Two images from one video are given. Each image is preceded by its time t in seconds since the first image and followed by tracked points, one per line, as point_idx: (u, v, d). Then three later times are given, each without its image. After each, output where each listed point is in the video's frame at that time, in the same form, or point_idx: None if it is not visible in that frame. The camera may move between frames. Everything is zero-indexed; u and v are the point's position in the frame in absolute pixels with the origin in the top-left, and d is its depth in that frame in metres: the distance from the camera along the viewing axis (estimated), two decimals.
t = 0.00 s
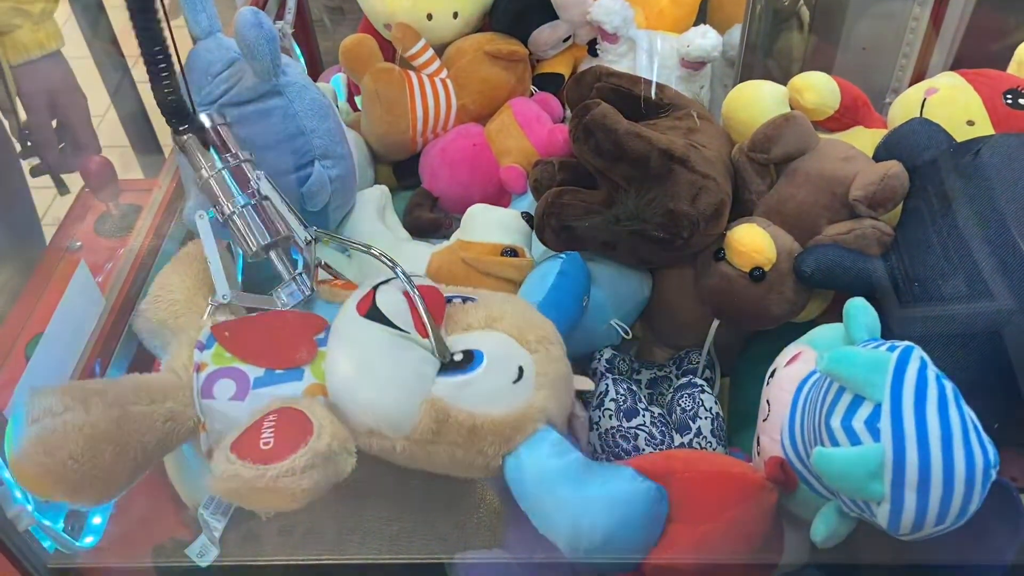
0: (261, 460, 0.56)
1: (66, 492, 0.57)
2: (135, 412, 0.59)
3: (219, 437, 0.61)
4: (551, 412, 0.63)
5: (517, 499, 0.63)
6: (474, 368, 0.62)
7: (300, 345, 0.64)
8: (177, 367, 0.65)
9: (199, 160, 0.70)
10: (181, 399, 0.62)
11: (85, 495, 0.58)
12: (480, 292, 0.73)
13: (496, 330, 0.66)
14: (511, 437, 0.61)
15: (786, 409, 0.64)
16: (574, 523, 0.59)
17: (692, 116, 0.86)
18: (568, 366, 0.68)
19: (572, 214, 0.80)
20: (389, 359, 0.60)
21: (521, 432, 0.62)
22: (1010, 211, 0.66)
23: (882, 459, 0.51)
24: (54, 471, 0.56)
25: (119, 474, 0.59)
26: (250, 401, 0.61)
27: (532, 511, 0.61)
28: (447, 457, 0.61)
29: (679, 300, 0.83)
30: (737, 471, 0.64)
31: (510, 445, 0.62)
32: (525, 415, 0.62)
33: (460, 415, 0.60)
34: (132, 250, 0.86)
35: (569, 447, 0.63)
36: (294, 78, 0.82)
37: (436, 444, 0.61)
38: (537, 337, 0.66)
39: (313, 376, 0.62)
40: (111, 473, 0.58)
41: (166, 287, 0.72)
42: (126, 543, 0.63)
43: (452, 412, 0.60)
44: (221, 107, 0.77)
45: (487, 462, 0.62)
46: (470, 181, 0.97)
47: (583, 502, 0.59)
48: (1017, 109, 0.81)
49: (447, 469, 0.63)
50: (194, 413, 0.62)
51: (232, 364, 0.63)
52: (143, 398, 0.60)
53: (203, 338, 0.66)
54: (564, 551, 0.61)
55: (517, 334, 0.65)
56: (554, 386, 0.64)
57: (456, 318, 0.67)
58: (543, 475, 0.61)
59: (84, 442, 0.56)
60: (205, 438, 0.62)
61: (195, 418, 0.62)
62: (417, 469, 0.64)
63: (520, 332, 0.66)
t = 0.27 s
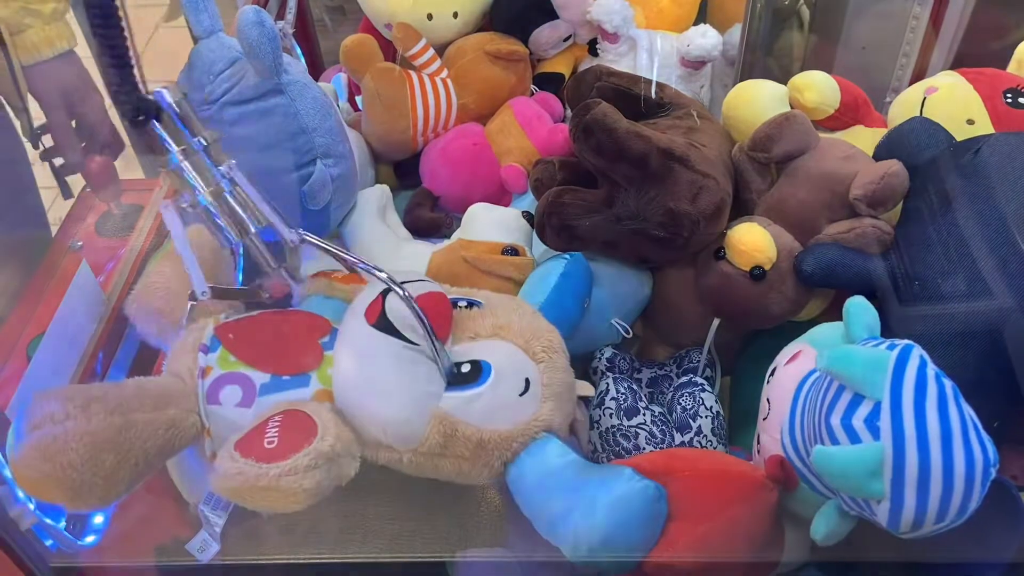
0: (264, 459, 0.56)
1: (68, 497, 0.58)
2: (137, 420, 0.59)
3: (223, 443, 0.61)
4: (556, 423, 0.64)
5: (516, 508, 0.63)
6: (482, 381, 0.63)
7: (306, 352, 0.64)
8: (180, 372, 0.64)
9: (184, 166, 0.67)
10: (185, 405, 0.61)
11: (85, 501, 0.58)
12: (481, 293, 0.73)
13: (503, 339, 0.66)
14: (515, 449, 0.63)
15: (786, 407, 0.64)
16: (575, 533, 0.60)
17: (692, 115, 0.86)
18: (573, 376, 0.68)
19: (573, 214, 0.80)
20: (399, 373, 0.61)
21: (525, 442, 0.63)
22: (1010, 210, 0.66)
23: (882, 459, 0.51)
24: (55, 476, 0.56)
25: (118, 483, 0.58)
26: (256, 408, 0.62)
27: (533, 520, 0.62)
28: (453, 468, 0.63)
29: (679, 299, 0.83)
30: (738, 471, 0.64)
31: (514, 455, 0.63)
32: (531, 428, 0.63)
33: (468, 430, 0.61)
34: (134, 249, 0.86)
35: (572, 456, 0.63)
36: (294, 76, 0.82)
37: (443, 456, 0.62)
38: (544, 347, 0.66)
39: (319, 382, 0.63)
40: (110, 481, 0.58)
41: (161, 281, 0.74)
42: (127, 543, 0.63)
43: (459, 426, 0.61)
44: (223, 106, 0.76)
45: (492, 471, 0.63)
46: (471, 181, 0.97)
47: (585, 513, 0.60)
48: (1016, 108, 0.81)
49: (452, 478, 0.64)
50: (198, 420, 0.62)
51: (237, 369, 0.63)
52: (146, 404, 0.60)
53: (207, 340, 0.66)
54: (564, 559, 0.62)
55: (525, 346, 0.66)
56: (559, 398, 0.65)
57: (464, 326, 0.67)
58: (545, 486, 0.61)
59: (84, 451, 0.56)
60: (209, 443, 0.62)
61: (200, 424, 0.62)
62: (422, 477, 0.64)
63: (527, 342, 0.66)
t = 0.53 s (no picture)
0: (260, 461, 0.57)
1: (63, 500, 0.58)
2: (133, 422, 0.59)
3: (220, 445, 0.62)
4: (552, 423, 0.65)
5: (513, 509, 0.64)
6: (478, 382, 0.63)
7: (300, 355, 0.65)
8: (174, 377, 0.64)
9: (157, 161, 0.65)
10: (181, 408, 0.62)
11: (79, 504, 0.58)
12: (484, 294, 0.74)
13: (499, 340, 0.66)
14: (512, 449, 0.63)
15: (782, 409, 0.64)
16: (573, 537, 0.60)
17: (689, 117, 0.86)
18: (568, 375, 0.69)
19: (570, 216, 0.81)
20: (396, 376, 0.61)
21: (522, 444, 0.63)
22: (1006, 212, 0.66)
23: (877, 461, 0.51)
24: (50, 479, 0.56)
25: (113, 485, 0.59)
26: (253, 410, 0.63)
27: (530, 521, 0.62)
28: (450, 470, 0.63)
29: (677, 301, 0.83)
30: (734, 473, 0.64)
31: (509, 456, 0.63)
32: (527, 429, 0.64)
33: (464, 431, 0.62)
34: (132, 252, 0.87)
35: (568, 457, 0.64)
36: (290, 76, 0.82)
37: (439, 458, 0.62)
38: (539, 347, 0.66)
39: (314, 385, 0.64)
40: (106, 483, 0.58)
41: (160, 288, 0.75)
42: (124, 546, 0.63)
43: (455, 428, 0.62)
44: (221, 108, 0.77)
45: (489, 473, 0.63)
46: (469, 183, 0.97)
47: (582, 515, 0.60)
48: (1013, 110, 0.81)
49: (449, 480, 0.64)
50: (193, 424, 0.62)
51: (233, 373, 0.64)
52: (142, 406, 0.60)
53: (202, 343, 0.67)
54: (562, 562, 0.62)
55: (521, 347, 0.66)
56: (555, 398, 0.66)
57: (459, 326, 0.67)
58: (541, 488, 0.62)
59: (79, 454, 0.56)
60: (205, 446, 0.63)
61: (195, 429, 0.63)
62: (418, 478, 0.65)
63: (522, 342, 0.66)
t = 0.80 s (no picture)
0: (258, 463, 0.56)
1: (62, 499, 0.57)
2: (131, 419, 0.59)
3: (215, 441, 0.61)
4: (545, 405, 0.64)
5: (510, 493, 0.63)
6: (467, 362, 0.63)
7: (293, 347, 0.64)
8: (169, 370, 0.64)
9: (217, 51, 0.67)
10: (176, 403, 0.61)
11: (79, 503, 0.58)
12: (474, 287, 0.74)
13: (488, 323, 0.66)
14: (506, 431, 0.62)
15: (782, 413, 0.64)
16: (568, 518, 0.59)
17: (689, 121, 0.86)
18: (561, 357, 0.68)
19: (569, 219, 0.81)
20: (383, 356, 0.61)
21: (514, 426, 0.62)
22: (1006, 215, 0.66)
23: (878, 464, 0.51)
24: (49, 477, 0.56)
25: (114, 481, 0.59)
26: (246, 405, 0.61)
27: (527, 507, 0.61)
28: (443, 453, 0.62)
29: (677, 304, 0.83)
30: (735, 475, 0.64)
31: (504, 439, 0.62)
32: (519, 409, 0.63)
33: (453, 410, 0.61)
34: (132, 253, 0.87)
35: (564, 442, 0.63)
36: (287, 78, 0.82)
37: (431, 440, 0.61)
38: (529, 329, 0.66)
39: (307, 377, 0.63)
40: (105, 480, 0.58)
41: (152, 288, 0.72)
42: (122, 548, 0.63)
43: (445, 407, 0.61)
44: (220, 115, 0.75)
45: (483, 456, 0.62)
46: (468, 185, 0.97)
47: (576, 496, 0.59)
48: (1013, 114, 0.81)
49: (444, 464, 0.63)
50: (190, 419, 0.62)
51: (226, 367, 0.63)
52: (138, 403, 0.60)
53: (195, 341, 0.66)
54: (560, 547, 0.61)
55: (510, 329, 0.66)
56: (547, 378, 0.65)
57: (447, 312, 0.67)
58: (536, 470, 0.61)
59: (78, 451, 0.56)
60: (201, 442, 0.62)
61: (191, 423, 0.62)
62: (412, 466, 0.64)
63: (512, 325, 0.66)
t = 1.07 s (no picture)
0: (260, 469, 0.56)
1: (63, 502, 0.56)
2: (131, 421, 0.58)
3: (217, 444, 0.62)
4: (545, 400, 0.64)
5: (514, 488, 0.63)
6: (466, 357, 0.63)
7: (292, 349, 0.64)
8: (168, 375, 0.63)
9: None
10: (176, 405, 0.61)
11: (81, 506, 0.57)
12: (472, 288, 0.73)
13: (487, 321, 0.66)
14: (506, 426, 0.62)
15: (783, 419, 0.64)
16: (572, 510, 0.58)
17: (690, 126, 0.87)
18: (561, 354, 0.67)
19: (571, 224, 0.81)
20: (382, 353, 0.60)
21: (515, 421, 0.62)
22: (1007, 221, 0.66)
23: (880, 470, 0.51)
24: (52, 482, 0.55)
25: (115, 485, 0.58)
26: (245, 407, 0.62)
27: (530, 501, 0.61)
28: (443, 447, 0.61)
29: (677, 309, 0.83)
30: (736, 482, 0.64)
31: (505, 434, 0.62)
32: (520, 404, 0.62)
33: (454, 404, 0.61)
34: (134, 258, 0.87)
35: (566, 435, 0.62)
36: (293, 82, 0.82)
37: (432, 435, 0.61)
38: (529, 326, 0.66)
39: (307, 378, 0.63)
40: (107, 483, 0.58)
41: (152, 294, 0.71)
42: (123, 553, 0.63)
43: (446, 401, 0.61)
44: (222, 116, 0.77)
45: (483, 452, 0.62)
46: (469, 190, 0.97)
47: (580, 488, 0.59)
48: (1013, 120, 0.81)
49: (444, 460, 0.63)
50: (191, 421, 0.62)
51: (226, 369, 0.63)
52: (138, 406, 0.59)
53: (194, 344, 0.66)
54: (563, 541, 0.60)
55: (509, 325, 0.65)
56: (547, 373, 0.65)
57: (446, 310, 0.67)
58: (539, 463, 0.60)
59: (79, 455, 0.55)
60: (201, 445, 0.62)
61: (191, 427, 0.62)
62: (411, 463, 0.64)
63: (511, 321, 0.66)
